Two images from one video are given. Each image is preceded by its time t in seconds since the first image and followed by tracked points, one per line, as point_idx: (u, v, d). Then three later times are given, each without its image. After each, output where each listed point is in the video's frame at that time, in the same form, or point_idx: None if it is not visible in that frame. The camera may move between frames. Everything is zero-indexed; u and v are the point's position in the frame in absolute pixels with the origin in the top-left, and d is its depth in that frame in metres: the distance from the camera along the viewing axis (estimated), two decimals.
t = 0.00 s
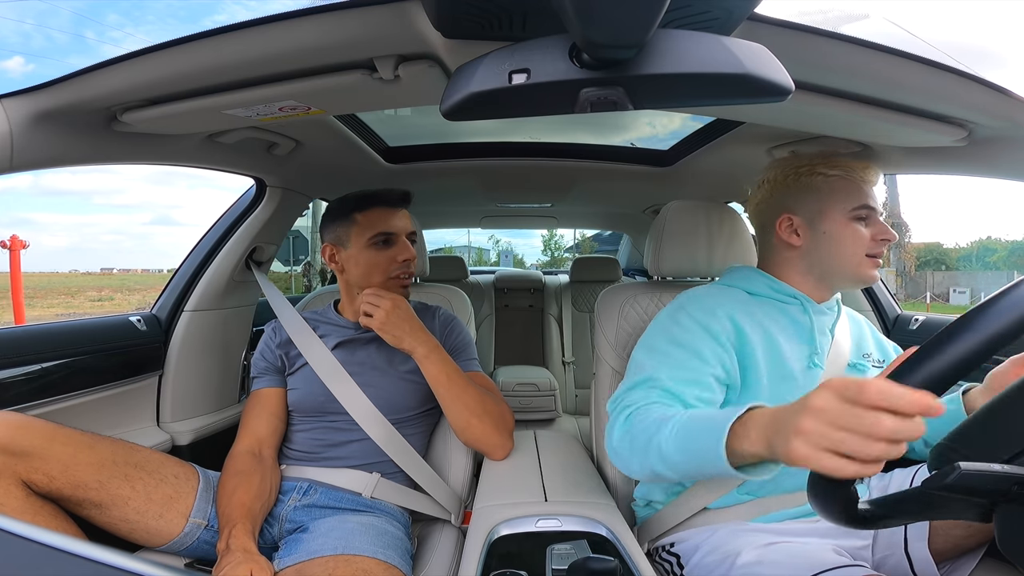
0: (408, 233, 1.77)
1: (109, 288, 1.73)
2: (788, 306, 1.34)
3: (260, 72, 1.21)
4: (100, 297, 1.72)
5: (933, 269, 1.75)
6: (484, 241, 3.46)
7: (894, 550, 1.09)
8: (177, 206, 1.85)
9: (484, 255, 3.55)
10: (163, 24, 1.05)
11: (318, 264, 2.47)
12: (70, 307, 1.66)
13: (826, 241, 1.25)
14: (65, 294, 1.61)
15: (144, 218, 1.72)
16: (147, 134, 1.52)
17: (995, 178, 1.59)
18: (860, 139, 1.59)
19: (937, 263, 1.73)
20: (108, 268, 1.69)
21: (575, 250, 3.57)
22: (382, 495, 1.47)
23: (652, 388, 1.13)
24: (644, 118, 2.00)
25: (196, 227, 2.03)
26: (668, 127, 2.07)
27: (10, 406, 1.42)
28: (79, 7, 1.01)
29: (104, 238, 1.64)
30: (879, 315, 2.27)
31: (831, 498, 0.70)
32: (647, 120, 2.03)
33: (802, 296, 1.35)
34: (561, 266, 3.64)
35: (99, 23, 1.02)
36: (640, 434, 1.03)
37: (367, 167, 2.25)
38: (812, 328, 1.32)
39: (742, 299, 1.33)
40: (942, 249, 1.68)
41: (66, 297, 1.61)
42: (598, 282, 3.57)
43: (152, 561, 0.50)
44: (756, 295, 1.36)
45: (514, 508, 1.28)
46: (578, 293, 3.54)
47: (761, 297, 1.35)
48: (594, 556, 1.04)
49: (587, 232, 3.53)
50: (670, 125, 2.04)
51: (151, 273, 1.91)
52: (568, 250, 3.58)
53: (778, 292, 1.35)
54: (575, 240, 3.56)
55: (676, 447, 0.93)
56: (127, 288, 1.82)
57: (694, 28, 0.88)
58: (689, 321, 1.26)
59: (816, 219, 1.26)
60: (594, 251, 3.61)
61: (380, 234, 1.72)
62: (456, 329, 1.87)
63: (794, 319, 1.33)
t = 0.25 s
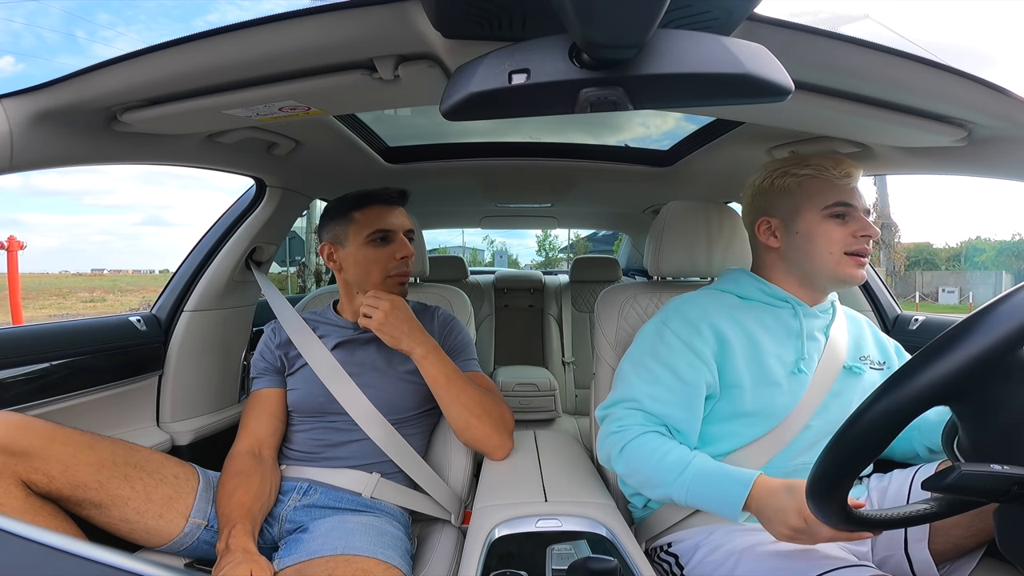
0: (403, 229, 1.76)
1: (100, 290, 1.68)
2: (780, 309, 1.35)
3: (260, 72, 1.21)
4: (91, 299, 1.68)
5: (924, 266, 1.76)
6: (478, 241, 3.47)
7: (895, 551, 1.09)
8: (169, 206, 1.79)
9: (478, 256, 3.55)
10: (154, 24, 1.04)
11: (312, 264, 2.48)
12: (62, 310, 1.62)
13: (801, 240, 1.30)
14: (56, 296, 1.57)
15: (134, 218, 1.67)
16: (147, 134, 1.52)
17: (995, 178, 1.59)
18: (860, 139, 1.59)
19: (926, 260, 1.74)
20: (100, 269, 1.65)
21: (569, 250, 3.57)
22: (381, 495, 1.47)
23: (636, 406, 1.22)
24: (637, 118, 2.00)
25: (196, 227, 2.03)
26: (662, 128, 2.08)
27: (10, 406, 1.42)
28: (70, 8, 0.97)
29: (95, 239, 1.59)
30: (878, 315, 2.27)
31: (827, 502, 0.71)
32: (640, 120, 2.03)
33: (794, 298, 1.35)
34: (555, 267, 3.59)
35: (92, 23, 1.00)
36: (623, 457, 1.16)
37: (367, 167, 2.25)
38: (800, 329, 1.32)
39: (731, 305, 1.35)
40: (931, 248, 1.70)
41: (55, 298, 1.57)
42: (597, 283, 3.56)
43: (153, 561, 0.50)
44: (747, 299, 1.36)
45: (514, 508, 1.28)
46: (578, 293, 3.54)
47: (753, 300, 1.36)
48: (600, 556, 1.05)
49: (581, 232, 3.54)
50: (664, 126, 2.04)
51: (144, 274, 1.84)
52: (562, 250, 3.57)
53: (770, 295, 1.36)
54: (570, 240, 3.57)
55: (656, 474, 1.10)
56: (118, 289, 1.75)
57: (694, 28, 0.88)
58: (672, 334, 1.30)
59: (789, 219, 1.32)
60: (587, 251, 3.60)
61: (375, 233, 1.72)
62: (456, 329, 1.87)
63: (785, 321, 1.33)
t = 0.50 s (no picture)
0: (400, 229, 1.76)
1: (92, 289, 1.68)
2: (782, 311, 1.34)
3: (261, 72, 1.21)
4: (83, 298, 1.68)
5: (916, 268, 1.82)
6: (473, 241, 3.47)
7: (895, 552, 1.09)
8: (162, 207, 1.78)
9: (472, 257, 3.55)
10: (146, 21, 1.02)
11: (307, 264, 2.48)
12: (53, 308, 1.59)
13: (798, 239, 1.30)
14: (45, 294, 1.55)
15: (126, 218, 1.67)
16: (147, 134, 1.52)
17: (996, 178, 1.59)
18: (860, 139, 1.59)
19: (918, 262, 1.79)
20: (89, 268, 1.65)
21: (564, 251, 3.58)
22: (381, 495, 1.47)
23: (644, 399, 1.21)
24: (632, 119, 2.01)
25: (196, 227, 2.03)
26: (657, 129, 2.09)
27: (10, 406, 1.42)
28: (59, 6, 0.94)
29: (85, 238, 1.59)
30: (878, 315, 2.27)
31: (827, 501, 0.71)
32: (636, 121, 2.03)
33: (796, 299, 1.35)
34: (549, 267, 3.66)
35: (81, 19, 0.98)
36: (642, 442, 1.14)
37: (367, 167, 2.24)
38: (804, 331, 1.32)
39: (732, 305, 1.35)
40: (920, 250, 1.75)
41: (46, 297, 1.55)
42: (598, 283, 3.56)
43: (153, 561, 0.50)
44: (748, 300, 1.37)
45: (514, 508, 1.28)
46: (578, 293, 3.54)
47: (753, 301, 1.37)
48: (593, 556, 1.06)
49: (576, 233, 3.55)
50: (658, 127, 2.06)
51: (137, 273, 1.82)
52: (557, 250, 3.58)
53: (771, 295, 1.36)
54: (565, 240, 3.57)
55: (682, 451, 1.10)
56: (111, 288, 1.74)
57: (695, 28, 0.88)
58: (675, 330, 1.30)
59: (785, 219, 1.32)
60: (582, 252, 3.59)
61: (372, 232, 1.72)
62: (456, 329, 1.87)
63: (787, 322, 1.33)
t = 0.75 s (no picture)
0: (393, 229, 1.77)
1: (85, 288, 1.68)
2: (789, 311, 1.34)
3: (261, 73, 1.21)
4: (77, 297, 1.66)
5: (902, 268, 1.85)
6: (469, 241, 3.44)
7: (895, 552, 1.09)
8: (154, 205, 1.76)
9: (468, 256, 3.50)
10: (142, 20, 1.02)
11: (303, 263, 2.46)
12: (47, 307, 1.58)
13: (798, 238, 1.28)
14: (38, 294, 1.54)
15: (119, 216, 1.66)
16: (147, 134, 1.52)
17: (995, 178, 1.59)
18: (860, 139, 1.59)
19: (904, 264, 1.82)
20: (83, 267, 1.64)
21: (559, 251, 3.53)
22: (381, 495, 1.47)
23: (703, 365, 1.05)
24: (628, 120, 2.01)
25: (196, 227, 2.03)
26: (653, 129, 2.10)
27: (10, 406, 1.42)
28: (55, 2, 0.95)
29: (79, 237, 1.59)
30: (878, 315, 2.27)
31: (825, 500, 0.71)
32: (631, 121, 2.04)
33: (803, 298, 1.35)
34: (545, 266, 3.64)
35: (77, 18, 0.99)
36: (731, 398, 0.90)
37: (367, 167, 2.24)
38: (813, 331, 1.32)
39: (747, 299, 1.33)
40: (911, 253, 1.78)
41: (38, 296, 1.54)
42: (597, 283, 3.56)
43: (154, 561, 0.50)
44: (758, 298, 1.35)
45: (514, 508, 1.28)
46: (578, 293, 3.55)
47: (763, 300, 1.35)
48: (593, 555, 1.07)
49: (571, 233, 3.50)
50: (655, 127, 2.06)
51: (130, 272, 1.79)
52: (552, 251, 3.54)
53: (778, 293, 1.34)
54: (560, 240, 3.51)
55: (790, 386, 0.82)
56: (105, 287, 1.74)
57: (695, 28, 0.88)
58: (709, 311, 1.24)
59: (788, 216, 1.30)
60: (578, 253, 3.58)
61: (365, 233, 1.72)
62: (456, 329, 1.87)
63: (795, 322, 1.33)
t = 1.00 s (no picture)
0: (391, 225, 1.77)
1: (80, 288, 1.66)
2: (783, 311, 1.32)
3: (261, 72, 1.21)
4: (72, 297, 1.65)
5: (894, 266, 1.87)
6: (466, 241, 3.42)
7: (895, 551, 1.09)
8: (148, 204, 1.73)
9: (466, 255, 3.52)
10: (135, 19, 1.00)
11: (300, 263, 2.45)
12: (42, 308, 1.56)
13: (762, 245, 1.34)
14: (32, 294, 1.52)
15: (113, 216, 1.63)
16: (147, 134, 1.52)
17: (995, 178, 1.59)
18: (860, 139, 1.59)
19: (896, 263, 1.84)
20: (78, 267, 1.64)
21: (556, 250, 3.52)
22: (381, 495, 1.47)
23: (737, 369, 1.05)
24: (624, 119, 2.01)
25: (196, 227, 2.03)
26: (649, 129, 2.10)
27: (10, 406, 1.42)
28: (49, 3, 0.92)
29: (72, 237, 1.57)
30: (878, 314, 2.27)
31: (825, 500, 0.71)
32: (627, 121, 2.03)
33: (798, 299, 1.33)
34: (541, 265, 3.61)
35: (71, 17, 0.97)
36: (787, 404, 0.91)
37: (367, 166, 2.24)
38: (809, 333, 1.31)
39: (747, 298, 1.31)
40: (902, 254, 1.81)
41: (32, 297, 1.52)
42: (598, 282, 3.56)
43: (154, 561, 0.50)
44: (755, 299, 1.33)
45: (514, 508, 1.28)
46: (578, 293, 3.55)
47: (762, 300, 1.33)
48: (593, 555, 1.07)
49: (568, 232, 3.47)
50: (650, 127, 2.07)
51: (127, 272, 1.78)
52: (549, 250, 3.53)
53: (771, 293, 1.33)
54: (558, 240, 3.50)
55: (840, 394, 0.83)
56: (99, 288, 1.72)
57: (694, 28, 0.88)
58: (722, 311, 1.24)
59: (752, 224, 1.37)
60: (575, 253, 3.56)
61: (364, 229, 1.72)
62: (456, 328, 1.87)
63: (790, 322, 1.32)
